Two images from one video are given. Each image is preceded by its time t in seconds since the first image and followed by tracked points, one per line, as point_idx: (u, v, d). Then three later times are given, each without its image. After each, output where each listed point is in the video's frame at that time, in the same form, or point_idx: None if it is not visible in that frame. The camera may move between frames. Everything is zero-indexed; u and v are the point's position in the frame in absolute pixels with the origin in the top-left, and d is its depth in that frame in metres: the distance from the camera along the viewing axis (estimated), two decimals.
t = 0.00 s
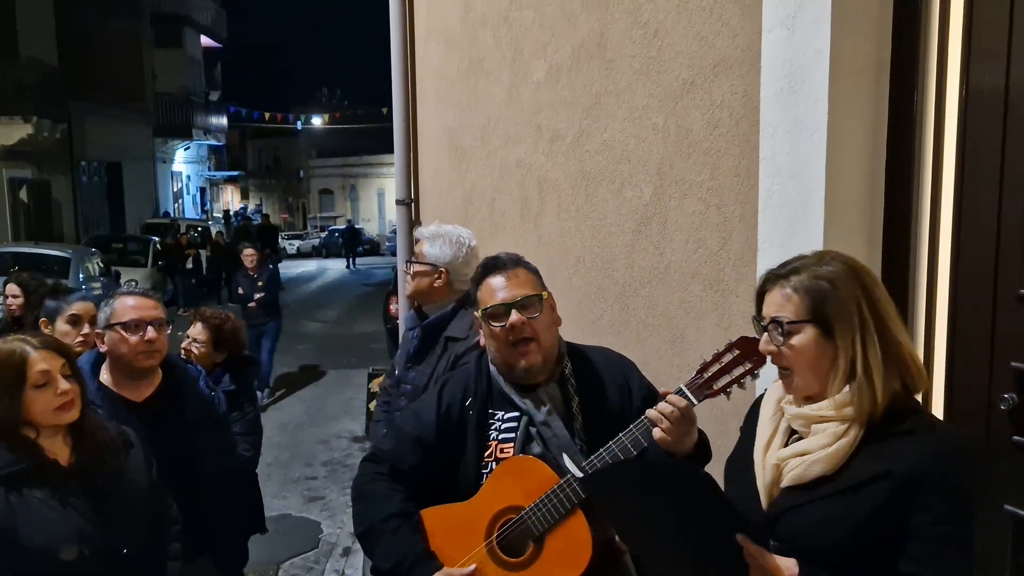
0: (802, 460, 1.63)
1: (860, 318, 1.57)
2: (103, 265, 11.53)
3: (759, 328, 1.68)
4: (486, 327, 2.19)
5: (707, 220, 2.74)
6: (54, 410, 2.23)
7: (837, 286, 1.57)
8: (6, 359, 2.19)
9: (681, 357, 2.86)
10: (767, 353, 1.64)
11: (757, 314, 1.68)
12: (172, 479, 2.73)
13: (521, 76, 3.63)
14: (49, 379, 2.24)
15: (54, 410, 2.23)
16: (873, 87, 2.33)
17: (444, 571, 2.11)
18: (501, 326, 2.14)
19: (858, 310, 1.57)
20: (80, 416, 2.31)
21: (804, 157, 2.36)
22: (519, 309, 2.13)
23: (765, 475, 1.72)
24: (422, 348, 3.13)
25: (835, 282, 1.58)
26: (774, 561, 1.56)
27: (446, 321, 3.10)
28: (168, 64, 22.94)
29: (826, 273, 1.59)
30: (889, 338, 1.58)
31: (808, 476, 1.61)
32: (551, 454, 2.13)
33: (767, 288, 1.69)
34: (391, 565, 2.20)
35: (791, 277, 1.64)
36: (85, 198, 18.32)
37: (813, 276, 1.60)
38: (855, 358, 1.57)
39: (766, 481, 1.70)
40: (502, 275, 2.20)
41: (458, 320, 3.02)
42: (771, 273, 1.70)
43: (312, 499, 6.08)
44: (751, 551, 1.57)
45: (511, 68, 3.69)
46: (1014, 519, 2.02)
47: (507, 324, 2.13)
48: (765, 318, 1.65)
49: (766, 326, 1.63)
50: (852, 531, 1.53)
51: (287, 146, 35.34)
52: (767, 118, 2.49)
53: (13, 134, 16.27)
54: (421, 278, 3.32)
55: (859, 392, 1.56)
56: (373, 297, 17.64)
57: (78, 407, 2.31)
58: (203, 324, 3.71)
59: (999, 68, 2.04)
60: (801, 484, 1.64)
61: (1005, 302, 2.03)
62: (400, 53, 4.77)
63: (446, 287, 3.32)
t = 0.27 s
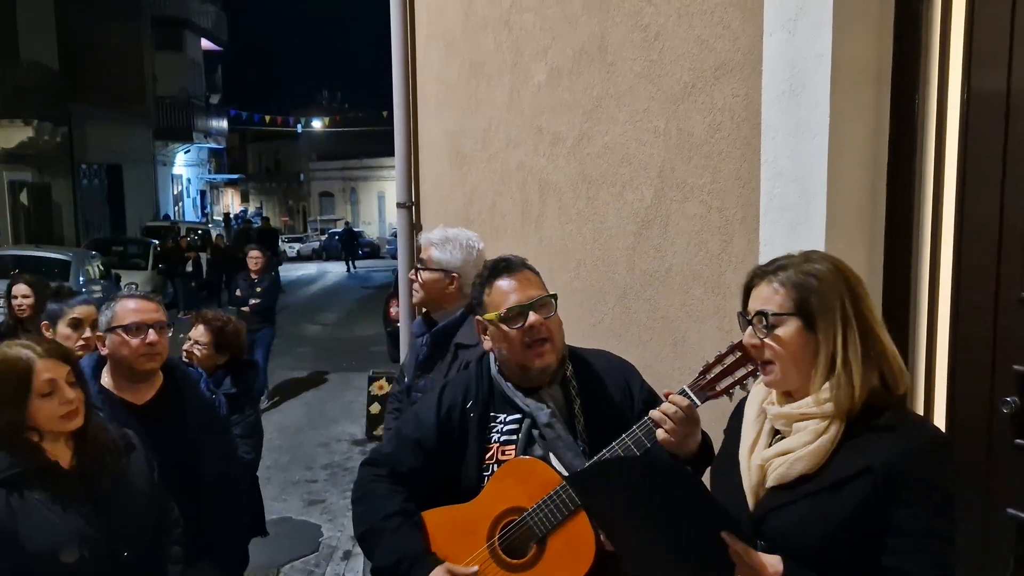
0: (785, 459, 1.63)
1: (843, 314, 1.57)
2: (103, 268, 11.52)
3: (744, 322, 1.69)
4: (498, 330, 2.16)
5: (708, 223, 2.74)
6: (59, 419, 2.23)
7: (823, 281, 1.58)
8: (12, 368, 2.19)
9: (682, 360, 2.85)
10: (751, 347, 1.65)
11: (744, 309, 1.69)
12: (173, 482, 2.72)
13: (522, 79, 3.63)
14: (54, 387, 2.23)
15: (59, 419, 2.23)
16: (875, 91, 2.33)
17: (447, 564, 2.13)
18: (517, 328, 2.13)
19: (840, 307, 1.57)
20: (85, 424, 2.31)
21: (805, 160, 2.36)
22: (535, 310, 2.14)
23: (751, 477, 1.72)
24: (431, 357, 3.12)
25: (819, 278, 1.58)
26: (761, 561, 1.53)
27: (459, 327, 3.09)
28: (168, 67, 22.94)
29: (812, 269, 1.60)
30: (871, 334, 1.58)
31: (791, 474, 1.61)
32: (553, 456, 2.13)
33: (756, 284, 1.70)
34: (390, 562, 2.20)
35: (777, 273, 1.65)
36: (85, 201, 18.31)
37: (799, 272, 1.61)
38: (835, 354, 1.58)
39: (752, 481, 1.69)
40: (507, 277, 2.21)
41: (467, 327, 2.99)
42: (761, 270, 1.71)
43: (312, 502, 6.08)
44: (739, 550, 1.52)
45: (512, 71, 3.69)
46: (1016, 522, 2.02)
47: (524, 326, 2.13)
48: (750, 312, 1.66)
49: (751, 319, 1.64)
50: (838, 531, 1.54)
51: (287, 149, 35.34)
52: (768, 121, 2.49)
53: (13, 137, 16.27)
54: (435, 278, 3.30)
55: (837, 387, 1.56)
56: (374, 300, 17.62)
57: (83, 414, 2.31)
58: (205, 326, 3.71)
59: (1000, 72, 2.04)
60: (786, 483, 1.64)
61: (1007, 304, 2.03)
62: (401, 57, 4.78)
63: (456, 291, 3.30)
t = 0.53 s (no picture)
0: (783, 463, 1.61)
1: (840, 316, 1.57)
2: (104, 271, 11.51)
3: (738, 325, 1.68)
4: (499, 331, 2.16)
5: (709, 225, 2.74)
6: (57, 418, 2.23)
7: (820, 283, 1.58)
8: (10, 366, 2.22)
9: (684, 363, 2.85)
10: (747, 350, 1.64)
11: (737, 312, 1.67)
12: (173, 484, 2.72)
13: (523, 81, 3.62)
14: (51, 387, 2.24)
15: (57, 417, 2.23)
16: (875, 93, 2.33)
17: (445, 549, 2.14)
18: (520, 330, 2.13)
19: (838, 308, 1.57)
20: (85, 422, 2.31)
21: (806, 162, 2.36)
22: (537, 313, 2.14)
23: (748, 482, 1.69)
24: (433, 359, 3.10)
25: (817, 279, 1.58)
26: (766, 561, 1.50)
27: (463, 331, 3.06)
28: (169, 70, 22.94)
29: (809, 270, 1.60)
30: (867, 336, 1.59)
31: (789, 479, 1.59)
32: (555, 458, 2.13)
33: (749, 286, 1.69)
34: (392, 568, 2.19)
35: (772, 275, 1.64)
36: (85, 204, 18.30)
37: (796, 273, 1.61)
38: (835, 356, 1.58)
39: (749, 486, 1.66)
40: (505, 279, 2.22)
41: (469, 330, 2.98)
42: (751, 271, 1.70)
43: (312, 505, 6.08)
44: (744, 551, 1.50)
45: (513, 73, 3.69)
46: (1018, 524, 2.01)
47: (527, 327, 2.13)
48: (746, 316, 1.64)
49: (746, 323, 1.63)
50: (834, 531, 1.54)
51: (286, 152, 35.34)
52: (769, 123, 2.49)
53: (14, 140, 16.27)
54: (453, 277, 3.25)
55: (838, 389, 1.56)
56: (374, 303, 17.61)
57: (82, 413, 2.31)
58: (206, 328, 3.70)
59: (1002, 74, 2.04)
60: (783, 488, 1.62)
61: (1009, 305, 2.03)
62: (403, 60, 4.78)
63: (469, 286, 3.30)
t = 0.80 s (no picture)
0: (790, 471, 1.61)
1: (850, 329, 1.57)
2: (104, 273, 11.52)
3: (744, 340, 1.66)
4: (497, 340, 2.17)
5: (710, 227, 2.73)
6: (51, 422, 2.26)
7: (827, 296, 1.57)
8: (7, 370, 2.26)
9: (684, 365, 2.84)
10: (756, 367, 1.63)
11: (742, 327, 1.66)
12: (173, 487, 2.71)
13: (523, 84, 3.62)
14: (44, 391, 2.27)
15: (51, 421, 2.26)
16: (876, 95, 2.33)
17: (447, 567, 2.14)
18: (519, 338, 2.13)
19: (847, 320, 1.57)
20: (81, 426, 2.34)
21: (806, 165, 2.36)
22: (536, 322, 2.15)
23: (753, 487, 1.69)
24: (433, 360, 3.08)
25: (823, 292, 1.57)
26: None
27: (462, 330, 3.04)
28: (169, 73, 22.95)
29: (813, 283, 1.58)
30: (875, 346, 1.59)
31: (796, 487, 1.59)
32: (552, 461, 2.12)
33: (750, 299, 1.67)
34: (391, 569, 2.19)
35: (774, 288, 1.63)
36: (85, 207, 18.32)
37: (800, 286, 1.59)
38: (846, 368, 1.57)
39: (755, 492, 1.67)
40: (505, 287, 2.21)
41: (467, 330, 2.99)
42: (753, 283, 1.69)
43: (312, 508, 6.08)
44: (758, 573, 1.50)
45: (513, 76, 3.69)
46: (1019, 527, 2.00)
47: (525, 336, 2.13)
48: (752, 331, 1.63)
49: (755, 339, 1.62)
50: (840, 539, 1.53)
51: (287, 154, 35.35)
52: (769, 126, 2.49)
53: (14, 142, 16.30)
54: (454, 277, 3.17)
55: (852, 403, 1.55)
56: (374, 306, 17.59)
57: (78, 417, 2.33)
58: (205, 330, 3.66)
59: (1001, 76, 2.04)
60: (790, 496, 1.61)
61: (1009, 307, 2.03)
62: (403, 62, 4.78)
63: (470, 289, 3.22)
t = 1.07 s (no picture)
0: (799, 473, 1.60)
1: (864, 328, 1.58)
2: (104, 276, 11.54)
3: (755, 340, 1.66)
4: (498, 343, 2.17)
5: (709, 229, 2.73)
6: (41, 422, 2.30)
7: (841, 295, 1.59)
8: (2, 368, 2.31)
9: (684, 368, 2.83)
10: (769, 366, 1.62)
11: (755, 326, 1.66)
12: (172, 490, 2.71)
13: (523, 86, 3.61)
14: (36, 391, 2.31)
15: (41, 422, 2.30)
16: (874, 98, 2.34)
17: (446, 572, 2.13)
18: (521, 342, 2.13)
19: (861, 319, 1.58)
20: (73, 425, 2.38)
21: (805, 167, 2.36)
22: (538, 325, 2.15)
23: (762, 492, 1.68)
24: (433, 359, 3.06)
25: (837, 290, 1.59)
26: None
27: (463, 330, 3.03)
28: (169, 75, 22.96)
29: (827, 281, 1.59)
30: (887, 346, 1.61)
31: (806, 489, 1.58)
32: (551, 464, 2.12)
33: (762, 298, 1.68)
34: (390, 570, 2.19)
35: (788, 286, 1.64)
36: (85, 209, 18.35)
37: (814, 284, 1.60)
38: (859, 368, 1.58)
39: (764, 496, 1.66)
40: (506, 290, 2.20)
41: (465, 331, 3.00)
42: (764, 283, 1.69)
43: (312, 511, 6.09)
44: None
45: (513, 78, 3.68)
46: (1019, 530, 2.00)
47: (528, 340, 2.13)
48: (765, 330, 1.63)
49: (769, 338, 1.62)
50: (849, 545, 1.51)
51: (287, 157, 35.36)
52: (768, 128, 2.49)
53: (14, 145, 16.34)
54: (447, 279, 3.14)
55: (867, 402, 1.55)
56: (374, 308, 17.59)
57: (71, 416, 2.37)
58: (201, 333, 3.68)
59: (1000, 79, 2.05)
60: (799, 498, 1.60)
61: (1009, 308, 2.02)
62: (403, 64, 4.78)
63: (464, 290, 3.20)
